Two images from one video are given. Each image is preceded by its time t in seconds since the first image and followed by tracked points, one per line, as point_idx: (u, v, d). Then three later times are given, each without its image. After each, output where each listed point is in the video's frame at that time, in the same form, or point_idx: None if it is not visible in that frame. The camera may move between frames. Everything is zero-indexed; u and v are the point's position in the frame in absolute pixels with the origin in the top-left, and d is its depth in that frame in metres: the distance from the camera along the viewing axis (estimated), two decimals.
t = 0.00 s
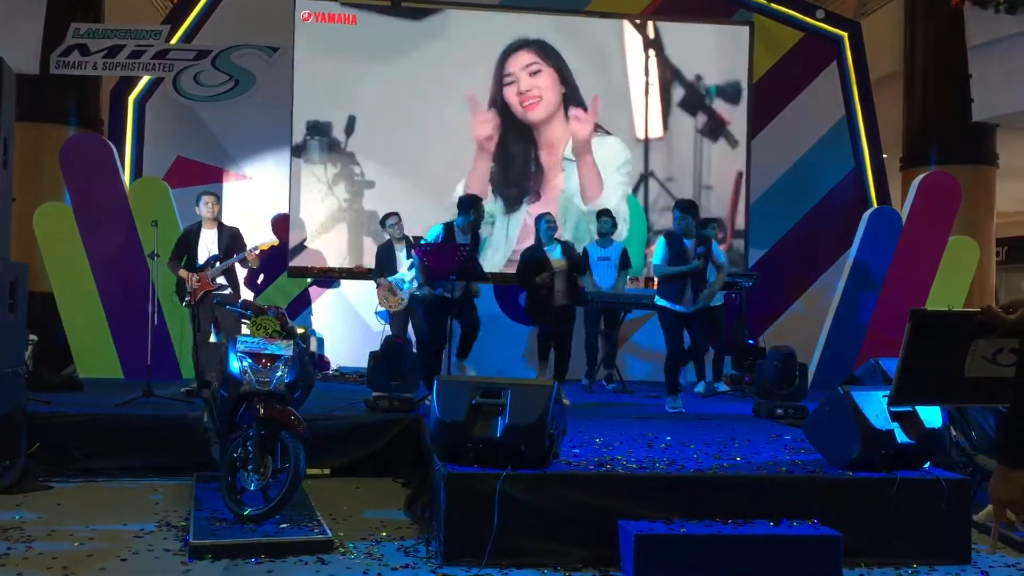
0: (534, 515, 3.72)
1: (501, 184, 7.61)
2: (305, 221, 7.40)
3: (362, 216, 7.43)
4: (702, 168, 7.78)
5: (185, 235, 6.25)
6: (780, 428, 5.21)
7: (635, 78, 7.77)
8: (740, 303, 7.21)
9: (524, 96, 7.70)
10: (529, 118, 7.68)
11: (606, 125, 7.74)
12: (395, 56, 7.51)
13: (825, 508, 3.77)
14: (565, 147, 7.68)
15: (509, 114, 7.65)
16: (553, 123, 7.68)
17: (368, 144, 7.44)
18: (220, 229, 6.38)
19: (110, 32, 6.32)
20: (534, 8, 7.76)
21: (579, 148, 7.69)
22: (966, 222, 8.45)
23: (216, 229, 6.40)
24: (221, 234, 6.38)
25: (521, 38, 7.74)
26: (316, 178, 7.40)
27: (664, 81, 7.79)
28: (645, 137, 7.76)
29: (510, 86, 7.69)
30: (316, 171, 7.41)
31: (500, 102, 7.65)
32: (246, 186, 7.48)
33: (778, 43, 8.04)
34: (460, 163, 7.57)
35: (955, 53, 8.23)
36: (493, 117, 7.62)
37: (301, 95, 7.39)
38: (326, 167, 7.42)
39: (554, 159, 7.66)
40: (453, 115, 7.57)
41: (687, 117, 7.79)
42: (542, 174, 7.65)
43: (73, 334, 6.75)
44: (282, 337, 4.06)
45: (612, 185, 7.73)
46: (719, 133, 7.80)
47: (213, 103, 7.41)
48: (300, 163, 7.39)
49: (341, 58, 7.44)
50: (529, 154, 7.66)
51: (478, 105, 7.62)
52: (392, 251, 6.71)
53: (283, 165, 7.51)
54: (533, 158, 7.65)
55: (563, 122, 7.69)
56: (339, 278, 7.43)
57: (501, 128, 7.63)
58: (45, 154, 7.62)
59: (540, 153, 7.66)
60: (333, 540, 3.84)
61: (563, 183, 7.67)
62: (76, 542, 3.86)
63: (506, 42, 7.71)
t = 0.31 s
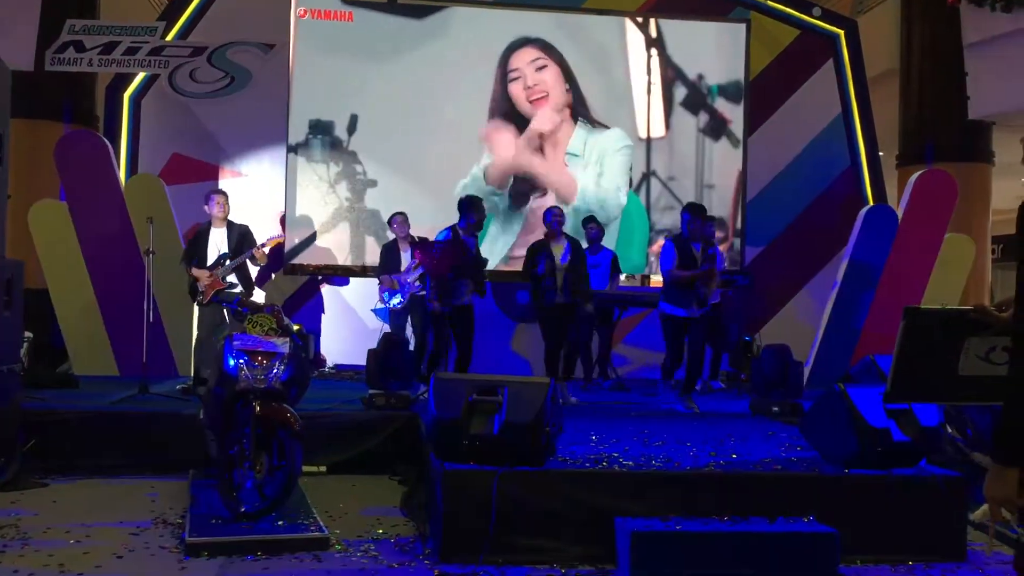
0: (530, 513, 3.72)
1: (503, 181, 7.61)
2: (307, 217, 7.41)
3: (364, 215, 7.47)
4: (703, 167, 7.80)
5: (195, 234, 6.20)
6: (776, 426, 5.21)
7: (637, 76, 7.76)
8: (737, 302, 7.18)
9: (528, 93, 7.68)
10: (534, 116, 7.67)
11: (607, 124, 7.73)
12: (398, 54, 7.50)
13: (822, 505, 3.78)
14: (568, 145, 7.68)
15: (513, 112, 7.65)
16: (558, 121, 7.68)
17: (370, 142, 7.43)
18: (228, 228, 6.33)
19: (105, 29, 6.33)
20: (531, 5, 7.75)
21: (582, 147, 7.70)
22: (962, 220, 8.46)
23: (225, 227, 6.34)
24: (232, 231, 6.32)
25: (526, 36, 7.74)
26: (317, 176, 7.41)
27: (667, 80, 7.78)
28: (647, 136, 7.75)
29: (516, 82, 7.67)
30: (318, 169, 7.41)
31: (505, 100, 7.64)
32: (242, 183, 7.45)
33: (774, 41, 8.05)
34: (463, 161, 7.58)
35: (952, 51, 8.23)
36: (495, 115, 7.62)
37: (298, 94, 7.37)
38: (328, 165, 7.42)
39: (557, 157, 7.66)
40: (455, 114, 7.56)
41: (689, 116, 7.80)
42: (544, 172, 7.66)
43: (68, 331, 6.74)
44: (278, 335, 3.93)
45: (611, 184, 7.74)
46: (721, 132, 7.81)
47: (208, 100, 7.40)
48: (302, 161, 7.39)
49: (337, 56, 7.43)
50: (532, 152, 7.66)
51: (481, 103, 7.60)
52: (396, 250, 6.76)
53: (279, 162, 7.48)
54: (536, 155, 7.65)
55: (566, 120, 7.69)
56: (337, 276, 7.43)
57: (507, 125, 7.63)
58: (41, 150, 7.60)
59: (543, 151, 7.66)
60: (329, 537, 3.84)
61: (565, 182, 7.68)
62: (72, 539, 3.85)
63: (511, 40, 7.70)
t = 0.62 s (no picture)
0: (534, 518, 3.72)
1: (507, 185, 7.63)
2: (315, 224, 7.43)
3: (370, 221, 7.48)
4: (708, 170, 7.81)
5: (201, 238, 6.21)
6: (780, 431, 5.21)
7: (640, 80, 7.79)
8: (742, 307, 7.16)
9: (534, 98, 7.71)
10: (541, 122, 7.69)
11: (610, 127, 7.75)
12: (403, 59, 7.53)
13: (826, 509, 3.77)
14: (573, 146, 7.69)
15: (518, 117, 7.67)
16: (564, 126, 7.70)
17: (375, 148, 7.47)
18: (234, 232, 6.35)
19: (109, 36, 6.33)
20: (533, 11, 7.77)
21: (587, 153, 7.71)
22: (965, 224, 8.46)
23: (234, 230, 6.36)
24: (239, 236, 6.33)
25: (534, 42, 7.77)
26: (322, 180, 7.44)
27: (671, 84, 7.82)
28: (651, 140, 7.77)
29: (525, 87, 7.71)
30: (323, 174, 7.44)
31: (512, 105, 7.68)
32: (246, 189, 7.45)
33: (778, 48, 8.01)
34: (467, 166, 7.60)
35: (953, 55, 8.24)
36: (500, 119, 7.65)
37: (305, 98, 7.43)
38: (333, 170, 7.45)
39: (562, 163, 7.67)
40: (460, 119, 7.59)
41: (693, 120, 7.81)
42: (549, 176, 7.66)
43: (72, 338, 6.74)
44: (282, 340, 4.00)
45: (614, 188, 7.75)
46: (726, 136, 7.83)
47: (212, 106, 7.39)
48: (307, 165, 7.43)
49: (342, 63, 7.47)
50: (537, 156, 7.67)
51: (487, 108, 7.63)
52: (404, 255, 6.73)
53: (285, 168, 7.47)
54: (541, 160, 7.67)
55: (571, 127, 7.71)
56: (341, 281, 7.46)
57: (513, 130, 7.66)
58: (45, 157, 7.63)
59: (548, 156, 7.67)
60: (334, 543, 3.84)
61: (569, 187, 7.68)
62: (76, 546, 3.85)
63: (522, 45, 7.75)
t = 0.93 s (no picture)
0: (522, 515, 3.72)
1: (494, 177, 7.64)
2: (303, 220, 7.41)
3: (357, 212, 7.48)
4: (696, 163, 7.79)
5: (182, 233, 6.21)
6: (767, 428, 5.23)
7: (628, 73, 7.78)
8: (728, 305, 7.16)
9: (524, 90, 7.71)
10: (530, 114, 7.69)
11: (600, 123, 7.75)
12: (392, 52, 7.52)
13: (812, 506, 3.79)
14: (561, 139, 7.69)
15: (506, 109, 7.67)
16: (551, 121, 7.68)
17: (363, 141, 7.46)
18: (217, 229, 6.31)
19: (96, 30, 6.27)
20: (523, 9, 7.76)
21: (574, 146, 7.71)
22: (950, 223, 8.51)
23: (216, 229, 6.32)
24: (221, 235, 6.29)
25: (526, 36, 7.77)
26: (310, 172, 7.41)
27: (659, 77, 7.81)
28: (639, 133, 7.77)
29: (516, 78, 7.72)
30: (310, 166, 7.41)
31: (501, 97, 7.67)
32: (234, 186, 7.41)
33: (767, 46, 8.04)
34: (455, 159, 7.61)
35: (939, 57, 8.29)
36: (490, 112, 7.65)
37: (292, 93, 7.39)
38: (320, 162, 7.43)
39: (549, 156, 7.67)
40: (447, 112, 7.58)
41: (682, 113, 7.81)
42: (536, 169, 7.66)
43: (57, 335, 6.70)
44: (269, 337, 4.00)
45: (603, 182, 7.75)
46: (714, 129, 7.81)
47: (199, 102, 7.35)
48: (295, 156, 7.39)
49: (330, 59, 7.44)
50: (524, 148, 7.67)
51: (476, 101, 7.63)
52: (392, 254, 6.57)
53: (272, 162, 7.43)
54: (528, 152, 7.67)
55: (559, 120, 7.70)
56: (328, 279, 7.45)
57: (502, 122, 7.66)
58: (30, 152, 7.57)
59: (535, 148, 7.67)
60: (320, 540, 3.83)
61: (556, 180, 7.69)
62: (61, 543, 3.83)
63: (515, 36, 7.75)
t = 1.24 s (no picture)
0: (532, 533, 3.71)
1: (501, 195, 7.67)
2: (309, 242, 7.45)
3: (362, 228, 7.50)
4: (699, 172, 7.85)
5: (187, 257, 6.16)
6: (778, 442, 5.21)
7: (629, 85, 7.83)
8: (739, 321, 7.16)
9: (526, 108, 7.75)
10: (532, 133, 7.74)
11: (604, 137, 7.79)
12: (392, 72, 7.57)
13: (825, 519, 3.78)
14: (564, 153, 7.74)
15: (508, 127, 7.71)
16: (554, 138, 7.74)
17: (368, 160, 7.50)
18: (223, 254, 6.30)
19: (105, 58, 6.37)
20: (525, 27, 7.78)
21: (578, 163, 7.75)
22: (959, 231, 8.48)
23: (221, 253, 6.31)
24: (227, 258, 6.30)
25: (527, 52, 7.79)
26: (314, 191, 7.45)
27: (659, 88, 7.85)
28: (641, 145, 7.80)
29: (516, 95, 7.75)
30: (315, 185, 7.45)
31: (503, 115, 7.72)
32: (241, 210, 7.44)
33: (769, 59, 8.06)
34: (460, 176, 7.64)
35: (941, 65, 8.29)
36: (494, 128, 7.68)
37: (296, 114, 7.44)
38: (324, 180, 7.47)
39: (553, 174, 7.72)
40: (449, 129, 7.63)
41: (682, 124, 7.85)
42: (541, 186, 7.71)
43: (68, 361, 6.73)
44: (276, 358, 4.00)
45: (608, 196, 7.79)
46: (716, 139, 7.88)
47: (204, 127, 7.38)
48: (299, 175, 7.44)
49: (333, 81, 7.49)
50: (528, 167, 7.72)
51: (479, 118, 7.67)
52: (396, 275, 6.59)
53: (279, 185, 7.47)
54: (533, 170, 7.72)
55: (563, 137, 7.75)
56: (336, 300, 7.49)
57: (505, 140, 7.70)
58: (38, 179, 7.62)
59: (539, 166, 7.72)
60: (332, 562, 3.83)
61: (561, 196, 7.73)
62: (74, 569, 3.84)
63: (515, 52, 7.78)
